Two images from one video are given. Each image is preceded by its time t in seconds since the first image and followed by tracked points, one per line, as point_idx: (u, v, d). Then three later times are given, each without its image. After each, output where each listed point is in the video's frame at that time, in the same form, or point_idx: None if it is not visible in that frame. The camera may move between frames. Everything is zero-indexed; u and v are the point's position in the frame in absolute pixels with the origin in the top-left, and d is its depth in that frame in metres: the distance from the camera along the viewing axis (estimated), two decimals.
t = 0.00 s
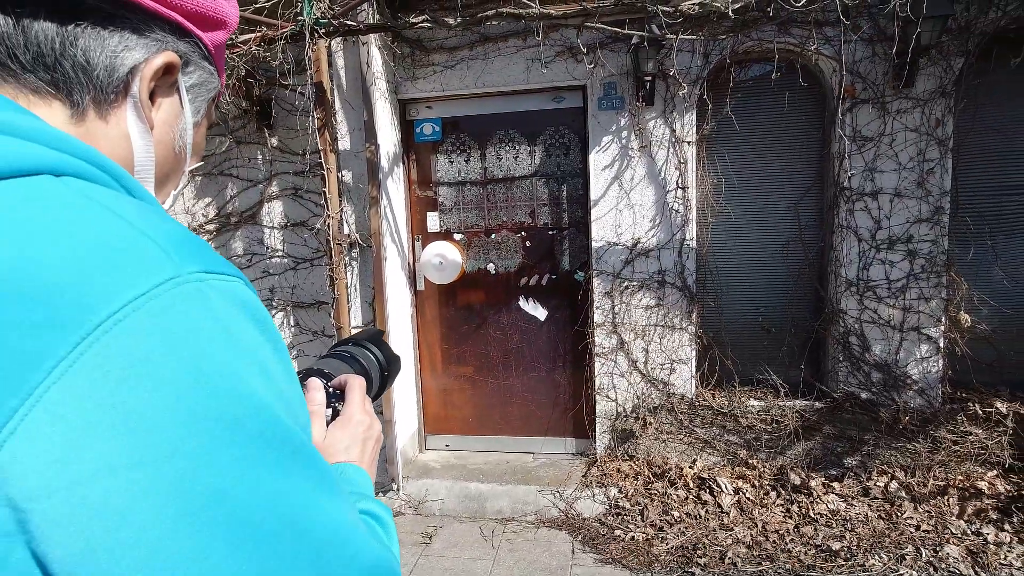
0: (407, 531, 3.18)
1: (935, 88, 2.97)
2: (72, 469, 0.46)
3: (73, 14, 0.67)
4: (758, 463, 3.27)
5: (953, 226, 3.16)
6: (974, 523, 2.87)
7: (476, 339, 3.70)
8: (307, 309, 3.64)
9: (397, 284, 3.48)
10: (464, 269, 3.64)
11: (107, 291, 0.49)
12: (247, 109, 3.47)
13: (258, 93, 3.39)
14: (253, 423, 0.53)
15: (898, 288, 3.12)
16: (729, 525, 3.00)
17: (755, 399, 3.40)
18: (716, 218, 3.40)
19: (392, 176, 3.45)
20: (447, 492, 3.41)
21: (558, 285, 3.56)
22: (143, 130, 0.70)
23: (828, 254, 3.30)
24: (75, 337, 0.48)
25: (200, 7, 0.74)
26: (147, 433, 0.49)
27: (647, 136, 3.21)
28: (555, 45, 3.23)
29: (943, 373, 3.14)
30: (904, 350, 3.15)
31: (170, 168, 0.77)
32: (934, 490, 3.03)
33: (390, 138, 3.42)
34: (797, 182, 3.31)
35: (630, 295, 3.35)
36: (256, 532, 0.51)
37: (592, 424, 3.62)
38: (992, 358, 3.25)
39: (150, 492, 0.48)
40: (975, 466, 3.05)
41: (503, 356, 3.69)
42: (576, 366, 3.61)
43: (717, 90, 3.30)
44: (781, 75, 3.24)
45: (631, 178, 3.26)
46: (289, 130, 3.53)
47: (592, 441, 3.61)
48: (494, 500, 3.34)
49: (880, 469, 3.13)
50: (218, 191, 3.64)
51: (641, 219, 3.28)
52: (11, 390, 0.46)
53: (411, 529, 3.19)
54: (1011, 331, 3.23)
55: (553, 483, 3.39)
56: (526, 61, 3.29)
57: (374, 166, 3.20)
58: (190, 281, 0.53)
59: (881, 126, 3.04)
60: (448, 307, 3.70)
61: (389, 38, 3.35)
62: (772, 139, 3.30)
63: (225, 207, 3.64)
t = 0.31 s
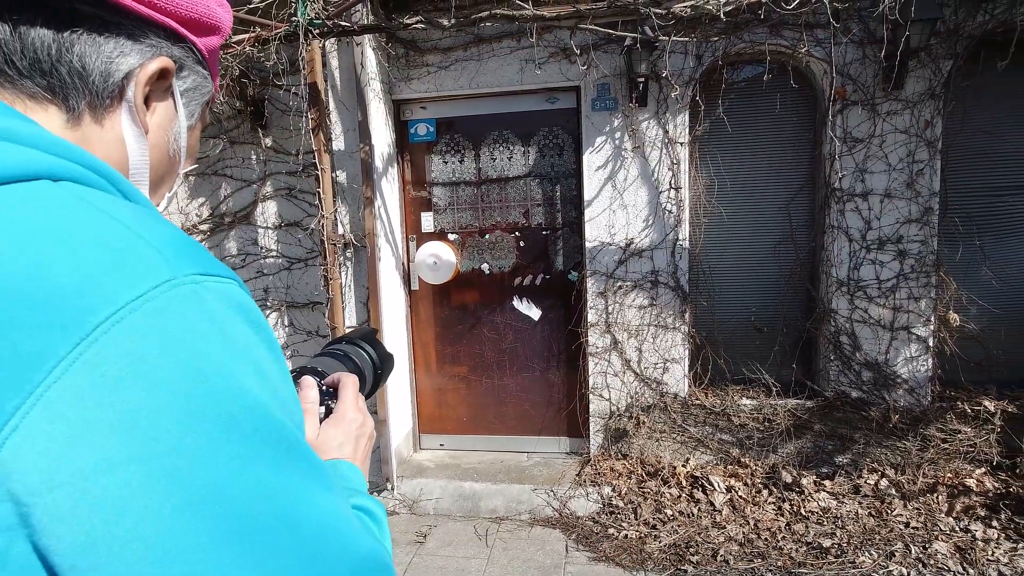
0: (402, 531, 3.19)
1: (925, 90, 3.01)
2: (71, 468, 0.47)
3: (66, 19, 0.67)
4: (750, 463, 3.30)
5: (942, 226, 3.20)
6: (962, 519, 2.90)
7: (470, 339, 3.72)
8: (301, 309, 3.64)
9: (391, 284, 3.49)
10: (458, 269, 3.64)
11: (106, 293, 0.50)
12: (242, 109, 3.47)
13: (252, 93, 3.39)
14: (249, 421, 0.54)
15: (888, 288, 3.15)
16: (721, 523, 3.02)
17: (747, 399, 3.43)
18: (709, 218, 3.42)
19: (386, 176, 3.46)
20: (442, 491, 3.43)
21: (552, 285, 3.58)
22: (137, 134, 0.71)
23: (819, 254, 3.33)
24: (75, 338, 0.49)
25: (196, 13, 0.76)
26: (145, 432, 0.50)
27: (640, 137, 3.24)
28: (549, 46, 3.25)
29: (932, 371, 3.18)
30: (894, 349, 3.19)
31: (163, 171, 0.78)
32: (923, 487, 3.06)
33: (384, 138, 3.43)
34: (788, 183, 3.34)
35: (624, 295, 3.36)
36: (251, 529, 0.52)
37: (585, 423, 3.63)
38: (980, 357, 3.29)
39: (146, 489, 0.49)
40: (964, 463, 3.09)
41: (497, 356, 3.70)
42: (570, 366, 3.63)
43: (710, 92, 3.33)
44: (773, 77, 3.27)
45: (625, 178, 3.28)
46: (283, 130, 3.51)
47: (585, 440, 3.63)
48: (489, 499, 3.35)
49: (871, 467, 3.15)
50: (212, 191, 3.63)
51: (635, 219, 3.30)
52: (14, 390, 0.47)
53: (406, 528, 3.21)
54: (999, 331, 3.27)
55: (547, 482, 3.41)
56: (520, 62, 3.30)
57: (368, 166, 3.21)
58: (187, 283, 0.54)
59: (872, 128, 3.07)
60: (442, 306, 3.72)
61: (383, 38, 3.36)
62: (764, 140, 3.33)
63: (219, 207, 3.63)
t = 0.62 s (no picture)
0: (397, 531, 3.19)
1: (918, 91, 3.02)
2: (47, 470, 0.48)
3: (51, 21, 0.67)
4: (745, 462, 3.29)
5: (936, 227, 3.21)
6: (955, 519, 2.91)
7: (466, 339, 3.72)
8: (297, 310, 3.64)
9: (386, 284, 3.49)
10: (453, 269, 3.64)
11: (85, 294, 0.50)
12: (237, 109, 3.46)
13: (248, 92, 3.38)
14: (230, 422, 0.54)
15: (882, 288, 3.16)
16: (716, 523, 3.03)
17: (742, 399, 3.44)
18: (704, 219, 3.43)
19: (382, 176, 3.46)
20: (437, 491, 3.43)
21: (547, 285, 3.58)
22: (123, 136, 0.71)
23: (813, 255, 3.34)
24: (52, 339, 0.49)
25: (183, 15, 0.75)
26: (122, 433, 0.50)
27: (636, 138, 3.24)
28: (544, 47, 3.25)
29: (926, 371, 3.19)
30: (887, 349, 3.20)
31: (150, 173, 0.79)
32: (917, 487, 3.07)
33: (379, 138, 3.43)
34: (783, 184, 3.35)
35: (619, 296, 3.37)
36: (231, 529, 0.52)
37: (580, 424, 3.64)
38: (974, 358, 3.30)
39: (125, 491, 0.50)
40: (957, 463, 3.10)
41: (492, 356, 3.70)
42: (565, 366, 3.63)
43: (705, 93, 3.34)
44: (767, 78, 3.28)
45: (620, 179, 3.28)
46: (279, 130, 3.51)
47: (581, 441, 3.64)
48: (484, 499, 3.35)
49: (865, 467, 3.16)
50: (207, 191, 3.62)
51: (630, 220, 3.30)
52: None
53: (401, 529, 3.21)
54: (993, 331, 3.28)
55: (543, 482, 3.41)
56: (516, 63, 3.30)
57: (364, 167, 3.22)
58: (167, 284, 0.54)
59: (866, 129, 3.08)
60: (438, 306, 3.71)
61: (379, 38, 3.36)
62: (759, 141, 3.34)
63: (213, 207, 3.62)
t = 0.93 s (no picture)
0: (394, 531, 3.19)
1: (917, 90, 3.01)
2: (20, 471, 0.49)
3: (31, 17, 0.68)
4: (743, 462, 3.30)
5: (934, 227, 3.20)
6: (954, 519, 2.90)
7: (463, 339, 3.71)
8: (294, 309, 3.63)
9: (384, 283, 3.49)
10: (452, 268, 3.64)
11: (56, 294, 0.51)
12: (234, 108, 3.46)
13: (245, 91, 3.37)
14: (208, 423, 0.55)
15: (880, 288, 3.15)
16: (714, 523, 3.02)
17: (740, 399, 3.43)
18: (703, 219, 3.42)
19: (379, 175, 3.46)
20: (435, 491, 3.42)
21: (546, 285, 3.57)
22: (104, 132, 0.71)
23: (812, 255, 3.33)
24: (20, 340, 0.50)
25: (164, 9, 0.75)
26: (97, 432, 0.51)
27: (634, 137, 3.23)
28: (543, 46, 3.24)
29: (924, 371, 3.18)
30: (886, 349, 3.19)
31: (134, 170, 0.77)
32: (915, 487, 3.06)
33: (377, 137, 3.42)
34: (781, 183, 3.34)
35: (617, 295, 3.36)
36: (210, 530, 0.54)
37: (578, 423, 3.63)
38: (973, 358, 3.29)
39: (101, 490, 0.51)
40: (955, 463, 3.10)
41: (490, 355, 3.70)
42: (564, 366, 3.62)
43: (703, 92, 3.33)
44: (766, 77, 3.27)
45: (618, 178, 3.28)
46: (277, 130, 3.48)
47: (579, 440, 3.63)
48: (482, 499, 3.35)
49: (863, 467, 3.16)
50: (205, 190, 3.62)
51: (628, 219, 3.29)
52: None
53: (398, 528, 3.20)
54: (992, 331, 3.27)
55: (541, 482, 3.40)
56: (514, 62, 3.29)
57: (361, 166, 3.21)
58: (141, 282, 0.55)
59: (865, 129, 3.07)
60: (436, 306, 3.71)
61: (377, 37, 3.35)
62: (758, 140, 3.33)
63: (211, 207, 3.61)
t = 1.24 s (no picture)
0: (392, 530, 3.18)
1: (916, 89, 3.00)
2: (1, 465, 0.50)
3: (14, 8, 0.70)
4: (742, 462, 3.29)
5: (933, 226, 3.19)
6: (953, 519, 2.90)
7: (461, 338, 3.70)
8: (292, 308, 3.61)
9: (382, 282, 3.48)
10: (449, 267, 3.63)
11: (28, 289, 0.53)
12: (232, 105, 3.44)
13: (243, 89, 3.35)
14: (186, 423, 0.56)
15: (879, 287, 3.14)
16: (713, 522, 3.02)
17: (740, 398, 3.41)
18: (701, 217, 3.41)
19: (377, 173, 3.44)
20: (433, 491, 3.41)
21: (544, 284, 3.56)
22: (87, 124, 0.72)
23: (811, 253, 3.32)
24: None
25: None
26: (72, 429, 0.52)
27: (632, 135, 3.22)
28: (541, 43, 3.23)
29: (924, 371, 3.17)
30: (885, 348, 3.18)
31: (118, 163, 0.79)
32: (914, 487, 3.06)
33: (375, 135, 3.41)
34: (780, 182, 3.33)
35: (616, 294, 3.35)
36: (186, 530, 0.55)
37: (576, 422, 3.62)
38: (972, 357, 3.29)
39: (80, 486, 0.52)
40: (954, 463, 3.09)
41: (488, 355, 3.69)
42: (562, 365, 3.61)
43: (702, 90, 3.31)
44: (765, 75, 3.25)
45: (617, 177, 3.27)
46: (274, 127, 3.47)
47: (577, 440, 3.62)
48: (479, 499, 3.33)
49: (862, 466, 3.16)
50: (201, 188, 3.60)
51: (626, 218, 3.28)
52: None
53: (396, 528, 3.20)
54: (991, 330, 3.26)
55: (539, 482, 3.39)
56: (512, 60, 3.28)
57: (359, 164, 3.20)
58: (119, 278, 0.57)
59: (864, 127, 3.06)
60: (434, 305, 3.70)
61: (375, 35, 3.33)
62: (757, 139, 3.32)
63: (208, 205, 3.60)
